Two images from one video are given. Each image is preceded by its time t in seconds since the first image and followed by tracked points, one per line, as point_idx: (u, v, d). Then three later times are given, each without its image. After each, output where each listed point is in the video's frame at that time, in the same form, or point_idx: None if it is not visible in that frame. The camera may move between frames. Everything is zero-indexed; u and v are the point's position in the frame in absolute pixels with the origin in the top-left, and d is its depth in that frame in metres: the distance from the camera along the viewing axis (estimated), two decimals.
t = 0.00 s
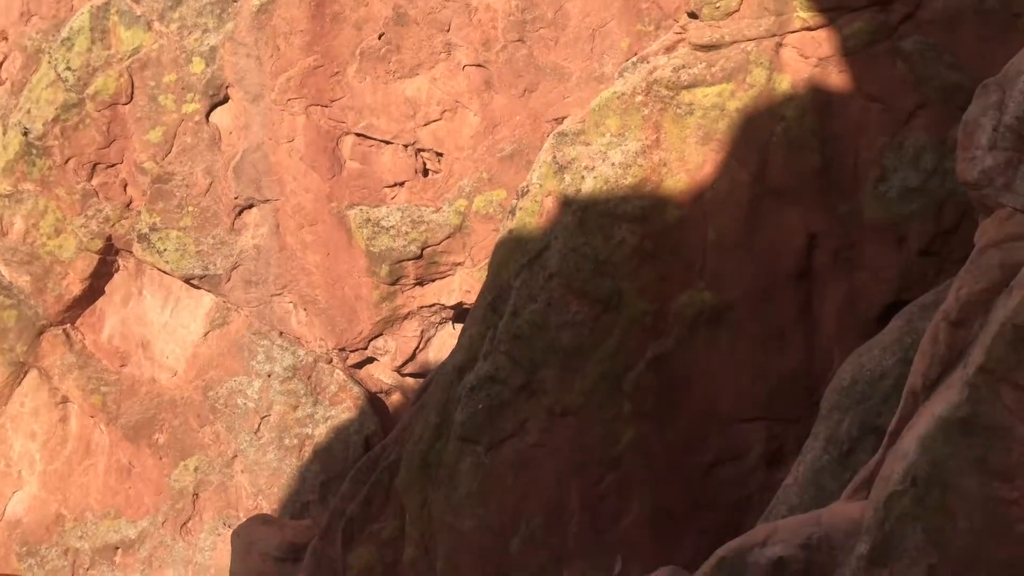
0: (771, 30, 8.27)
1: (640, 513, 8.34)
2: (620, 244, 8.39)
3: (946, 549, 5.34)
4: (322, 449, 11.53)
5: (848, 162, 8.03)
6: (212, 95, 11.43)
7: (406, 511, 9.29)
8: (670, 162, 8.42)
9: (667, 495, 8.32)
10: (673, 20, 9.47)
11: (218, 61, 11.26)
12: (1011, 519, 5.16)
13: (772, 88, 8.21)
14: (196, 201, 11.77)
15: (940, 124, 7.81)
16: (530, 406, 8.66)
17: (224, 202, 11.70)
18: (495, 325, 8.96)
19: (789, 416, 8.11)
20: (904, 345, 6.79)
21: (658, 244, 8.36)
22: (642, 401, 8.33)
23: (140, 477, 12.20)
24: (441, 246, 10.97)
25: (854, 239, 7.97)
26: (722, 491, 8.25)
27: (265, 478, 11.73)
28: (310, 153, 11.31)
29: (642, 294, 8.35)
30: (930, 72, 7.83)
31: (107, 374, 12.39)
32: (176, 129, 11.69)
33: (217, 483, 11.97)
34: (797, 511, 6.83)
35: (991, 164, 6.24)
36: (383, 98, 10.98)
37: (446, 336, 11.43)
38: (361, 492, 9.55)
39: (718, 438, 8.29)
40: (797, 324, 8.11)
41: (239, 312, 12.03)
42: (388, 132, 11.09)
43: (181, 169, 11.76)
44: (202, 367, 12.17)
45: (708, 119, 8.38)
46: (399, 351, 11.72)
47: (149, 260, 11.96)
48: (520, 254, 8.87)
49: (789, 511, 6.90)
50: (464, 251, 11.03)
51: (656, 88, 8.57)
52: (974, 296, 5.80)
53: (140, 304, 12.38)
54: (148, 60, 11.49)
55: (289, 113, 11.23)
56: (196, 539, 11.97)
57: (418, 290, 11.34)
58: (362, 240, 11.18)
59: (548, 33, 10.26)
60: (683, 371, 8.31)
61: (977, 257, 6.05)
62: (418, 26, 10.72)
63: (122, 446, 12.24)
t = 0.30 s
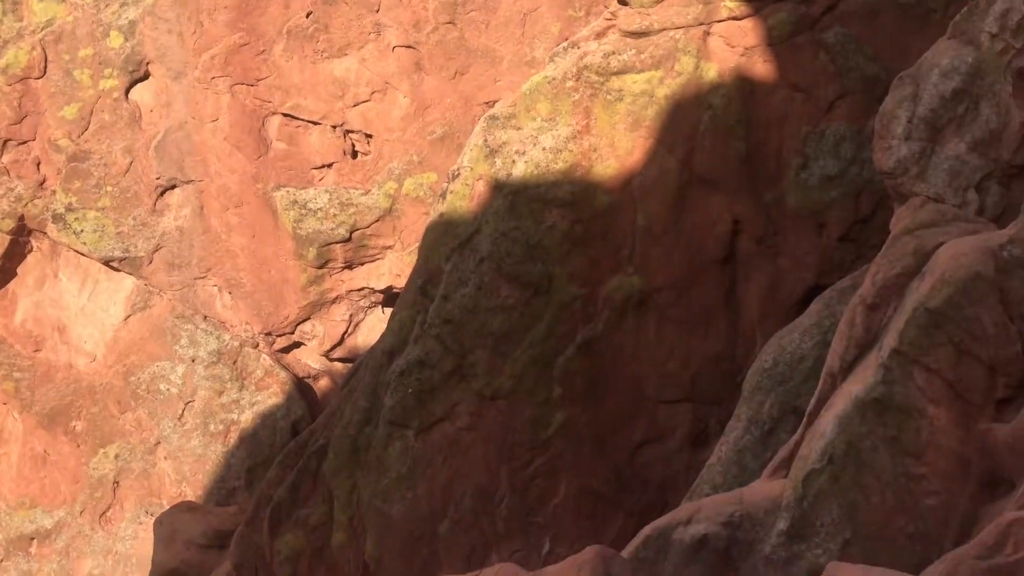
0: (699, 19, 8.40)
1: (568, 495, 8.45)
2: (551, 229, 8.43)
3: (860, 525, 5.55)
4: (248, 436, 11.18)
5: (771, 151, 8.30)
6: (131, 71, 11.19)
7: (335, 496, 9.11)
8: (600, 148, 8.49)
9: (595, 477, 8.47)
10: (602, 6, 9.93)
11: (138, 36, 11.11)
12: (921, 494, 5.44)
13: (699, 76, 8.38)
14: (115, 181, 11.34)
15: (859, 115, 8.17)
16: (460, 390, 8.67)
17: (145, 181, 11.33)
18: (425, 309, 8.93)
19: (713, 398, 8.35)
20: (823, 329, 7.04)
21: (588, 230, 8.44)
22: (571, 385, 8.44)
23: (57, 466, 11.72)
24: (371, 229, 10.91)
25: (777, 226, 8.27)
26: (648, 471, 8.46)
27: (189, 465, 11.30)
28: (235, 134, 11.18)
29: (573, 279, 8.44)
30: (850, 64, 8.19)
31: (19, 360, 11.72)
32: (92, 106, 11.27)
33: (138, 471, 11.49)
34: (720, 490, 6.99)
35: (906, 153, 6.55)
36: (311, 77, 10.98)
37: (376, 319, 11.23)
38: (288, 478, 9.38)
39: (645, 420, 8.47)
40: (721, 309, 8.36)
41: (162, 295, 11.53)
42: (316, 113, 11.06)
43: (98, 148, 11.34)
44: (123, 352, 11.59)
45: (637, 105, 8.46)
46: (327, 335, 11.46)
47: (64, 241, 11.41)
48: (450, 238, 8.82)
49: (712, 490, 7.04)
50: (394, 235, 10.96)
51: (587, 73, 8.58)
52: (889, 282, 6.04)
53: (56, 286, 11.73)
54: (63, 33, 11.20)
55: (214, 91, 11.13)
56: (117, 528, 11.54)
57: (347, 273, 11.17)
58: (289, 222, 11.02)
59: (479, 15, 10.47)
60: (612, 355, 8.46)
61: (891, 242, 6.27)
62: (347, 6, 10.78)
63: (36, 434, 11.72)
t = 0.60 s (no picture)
0: (638, 4, 8.47)
1: (507, 477, 8.53)
2: (492, 213, 8.46)
3: (789, 503, 5.70)
4: (184, 421, 10.87)
5: (708, 137, 8.45)
6: (58, 46, 10.85)
7: (271, 481, 9.05)
8: (540, 132, 8.52)
9: (535, 459, 8.56)
10: None
11: (65, 10, 10.79)
12: (847, 472, 5.62)
13: (639, 61, 8.49)
14: (42, 160, 11.02)
15: (793, 103, 8.34)
16: (400, 374, 8.62)
17: (74, 160, 11.05)
18: (364, 292, 8.90)
19: (651, 380, 8.51)
20: (755, 312, 7.19)
21: (529, 214, 8.50)
22: (512, 368, 8.51)
23: None
24: (309, 211, 10.80)
25: (713, 212, 8.43)
26: (587, 453, 8.60)
27: (121, 452, 10.90)
28: (169, 114, 10.99)
29: (513, 263, 8.51)
30: (784, 52, 8.34)
31: None
32: (17, 82, 10.91)
33: (68, 459, 11.00)
34: (656, 470, 7.13)
35: (837, 141, 6.70)
36: (247, 56, 10.90)
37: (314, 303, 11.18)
38: (224, 463, 9.25)
39: (583, 402, 8.60)
40: (659, 293, 8.52)
41: (92, 279, 11.21)
42: (253, 93, 10.98)
43: (24, 125, 10.99)
44: (52, 336, 11.19)
45: (577, 90, 8.51)
46: (264, 320, 11.32)
47: None
48: (390, 221, 8.77)
49: (648, 470, 7.17)
50: (333, 218, 10.88)
51: (528, 56, 8.59)
52: (819, 266, 6.20)
53: None
54: None
55: (146, 69, 10.92)
56: (44, 518, 10.93)
57: (284, 257, 11.08)
58: (225, 204, 10.85)
59: None
60: (551, 338, 8.56)
61: (822, 228, 6.50)
62: None
63: None
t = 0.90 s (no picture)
0: None
1: (451, 461, 8.54)
2: (434, 196, 8.43)
3: (726, 483, 5.81)
4: (119, 409, 10.60)
5: (650, 123, 8.56)
6: None
7: (210, 469, 8.92)
8: (483, 115, 8.50)
9: (478, 443, 8.58)
10: None
11: None
12: (782, 452, 5.75)
13: (582, 46, 8.56)
14: None
15: (733, 89, 8.45)
16: (341, 359, 8.53)
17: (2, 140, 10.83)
18: (304, 276, 8.82)
19: (593, 364, 8.59)
20: (695, 296, 7.30)
21: (472, 197, 8.49)
22: (455, 352, 8.52)
23: None
24: (248, 194, 10.66)
25: (654, 197, 8.52)
26: (530, 437, 8.65)
27: (54, 440, 10.61)
28: (101, 93, 10.73)
29: (456, 247, 8.51)
30: (725, 39, 8.45)
31: None
32: None
33: None
34: (597, 452, 7.20)
35: (775, 128, 6.83)
36: (183, 35, 10.78)
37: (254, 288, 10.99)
38: (162, 450, 9.12)
39: (527, 386, 8.64)
40: (602, 277, 8.58)
41: (21, 263, 10.90)
42: (190, 73, 10.82)
43: None
44: None
45: (521, 74, 8.52)
46: (202, 305, 11.03)
47: None
48: (331, 203, 8.72)
49: (590, 452, 7.25)
50: (273, 201, 10.73)
51: (471, 39, 8.58)
52: (757, 251, 6.31)
53: None
54: None
55: (76, 46, 10.67)
56: None
57: (223, 242, 10.88)
58: (161, 186, 10.68)
59: None
60: (494, 322, 8.59)
61: (760, 213, 6.61)
62: None
63: None
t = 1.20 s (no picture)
0: None
1: (397, 445, 8.54)
2: (379, 179, 8.41)
3: (668, 462, 5.90)
4: (55, 395, 10.30)
5: (596, 107, 8.62)
6: None
7: (151, 455, 8.78)
8: (429, 97, 8.50)
9: (423, 426, 8.58)
10: None
11: None
12: (723, 432, 5.87)
13: (528, 29, 8.60)
14: None
15: (677, 75, 8.56)
16: (285, 342, 8.46)
17: None
18: (246, 260, 8.71)
19: (540, 347, 8.64)
20: (639, 280, 7.39)
21: (418, 180, 8.49)
22: (401, 336, 8.51)
23: None
24: (188, 175, 10.50)
25: (600, 181, 8.58)
26: (476, 420, 8.67)
27: None
28: (34, 69, 10.52)
29: (402, 229, 8.49)
30: (669, 25, 8.60)
31: None
32: None
33: None
34: (543, 434, 7.25)
35: (718, 113, 6.92)
36: (120, 12, 10.64)
37: (196, 271, 10.74)
38: (100, 437, 8.97)
39: (473, 370, 8.66)
40: (548, 260, 8.62)
41: None
42: (126, 51, 10.69)
43: None
44: None
45: (467, 56, 8.52)
46: (143, 288, 10.75)
47: None
48: (274, 185, 8.60)
49: (535, 434, 7.28)
50: (215, 183, 10.59)
51: (416, 20, 8.58)
52: (699, 235, 6.41)
53: None
54: None
55: (8, 22, 10.46)
56: None
57: (164, 225, 10.69)
58: (98, 167, 10.45)
59: None
60: (440, 306, 8.60)
61: (702, 198, 6.70)
62: None
63: None
